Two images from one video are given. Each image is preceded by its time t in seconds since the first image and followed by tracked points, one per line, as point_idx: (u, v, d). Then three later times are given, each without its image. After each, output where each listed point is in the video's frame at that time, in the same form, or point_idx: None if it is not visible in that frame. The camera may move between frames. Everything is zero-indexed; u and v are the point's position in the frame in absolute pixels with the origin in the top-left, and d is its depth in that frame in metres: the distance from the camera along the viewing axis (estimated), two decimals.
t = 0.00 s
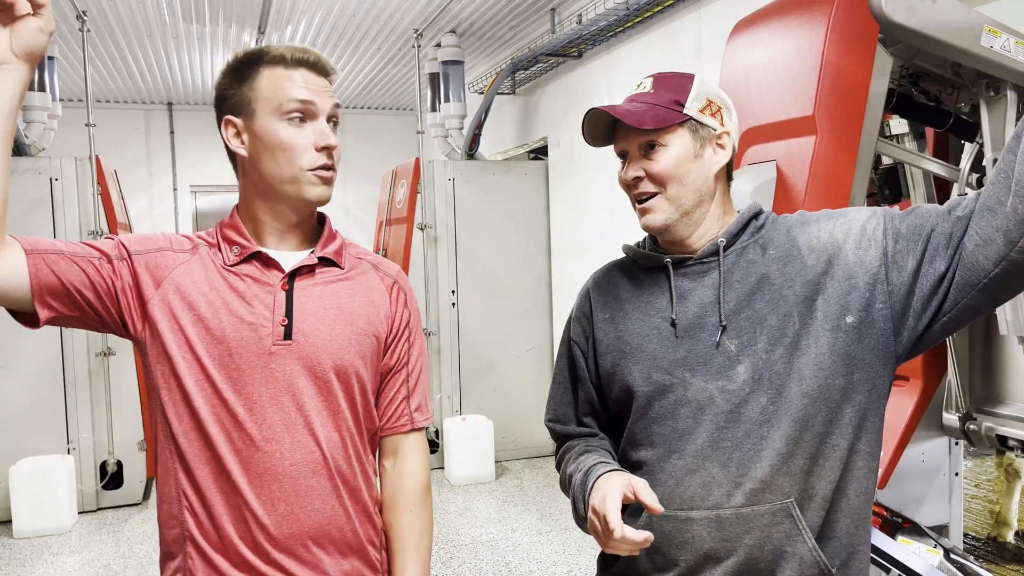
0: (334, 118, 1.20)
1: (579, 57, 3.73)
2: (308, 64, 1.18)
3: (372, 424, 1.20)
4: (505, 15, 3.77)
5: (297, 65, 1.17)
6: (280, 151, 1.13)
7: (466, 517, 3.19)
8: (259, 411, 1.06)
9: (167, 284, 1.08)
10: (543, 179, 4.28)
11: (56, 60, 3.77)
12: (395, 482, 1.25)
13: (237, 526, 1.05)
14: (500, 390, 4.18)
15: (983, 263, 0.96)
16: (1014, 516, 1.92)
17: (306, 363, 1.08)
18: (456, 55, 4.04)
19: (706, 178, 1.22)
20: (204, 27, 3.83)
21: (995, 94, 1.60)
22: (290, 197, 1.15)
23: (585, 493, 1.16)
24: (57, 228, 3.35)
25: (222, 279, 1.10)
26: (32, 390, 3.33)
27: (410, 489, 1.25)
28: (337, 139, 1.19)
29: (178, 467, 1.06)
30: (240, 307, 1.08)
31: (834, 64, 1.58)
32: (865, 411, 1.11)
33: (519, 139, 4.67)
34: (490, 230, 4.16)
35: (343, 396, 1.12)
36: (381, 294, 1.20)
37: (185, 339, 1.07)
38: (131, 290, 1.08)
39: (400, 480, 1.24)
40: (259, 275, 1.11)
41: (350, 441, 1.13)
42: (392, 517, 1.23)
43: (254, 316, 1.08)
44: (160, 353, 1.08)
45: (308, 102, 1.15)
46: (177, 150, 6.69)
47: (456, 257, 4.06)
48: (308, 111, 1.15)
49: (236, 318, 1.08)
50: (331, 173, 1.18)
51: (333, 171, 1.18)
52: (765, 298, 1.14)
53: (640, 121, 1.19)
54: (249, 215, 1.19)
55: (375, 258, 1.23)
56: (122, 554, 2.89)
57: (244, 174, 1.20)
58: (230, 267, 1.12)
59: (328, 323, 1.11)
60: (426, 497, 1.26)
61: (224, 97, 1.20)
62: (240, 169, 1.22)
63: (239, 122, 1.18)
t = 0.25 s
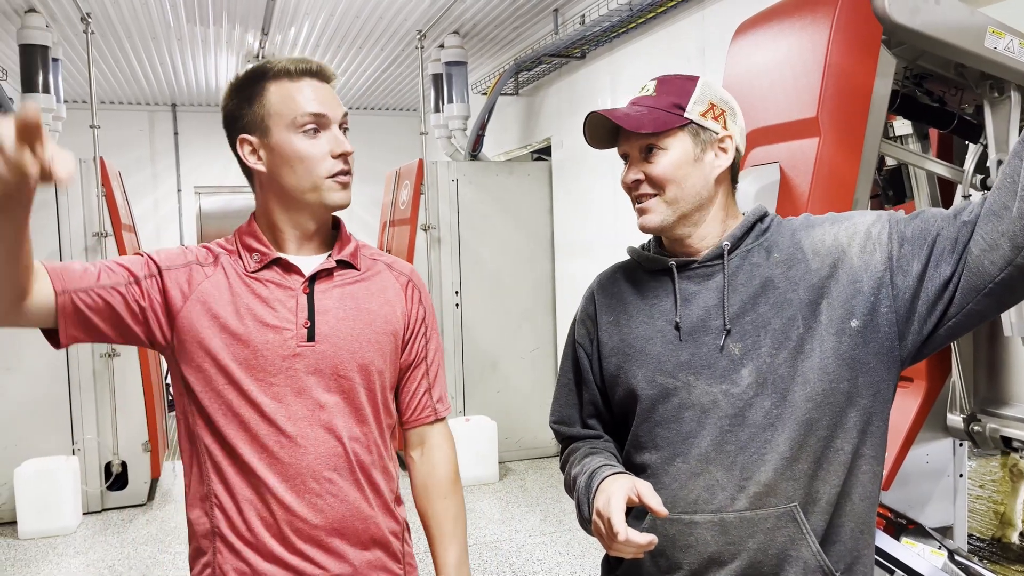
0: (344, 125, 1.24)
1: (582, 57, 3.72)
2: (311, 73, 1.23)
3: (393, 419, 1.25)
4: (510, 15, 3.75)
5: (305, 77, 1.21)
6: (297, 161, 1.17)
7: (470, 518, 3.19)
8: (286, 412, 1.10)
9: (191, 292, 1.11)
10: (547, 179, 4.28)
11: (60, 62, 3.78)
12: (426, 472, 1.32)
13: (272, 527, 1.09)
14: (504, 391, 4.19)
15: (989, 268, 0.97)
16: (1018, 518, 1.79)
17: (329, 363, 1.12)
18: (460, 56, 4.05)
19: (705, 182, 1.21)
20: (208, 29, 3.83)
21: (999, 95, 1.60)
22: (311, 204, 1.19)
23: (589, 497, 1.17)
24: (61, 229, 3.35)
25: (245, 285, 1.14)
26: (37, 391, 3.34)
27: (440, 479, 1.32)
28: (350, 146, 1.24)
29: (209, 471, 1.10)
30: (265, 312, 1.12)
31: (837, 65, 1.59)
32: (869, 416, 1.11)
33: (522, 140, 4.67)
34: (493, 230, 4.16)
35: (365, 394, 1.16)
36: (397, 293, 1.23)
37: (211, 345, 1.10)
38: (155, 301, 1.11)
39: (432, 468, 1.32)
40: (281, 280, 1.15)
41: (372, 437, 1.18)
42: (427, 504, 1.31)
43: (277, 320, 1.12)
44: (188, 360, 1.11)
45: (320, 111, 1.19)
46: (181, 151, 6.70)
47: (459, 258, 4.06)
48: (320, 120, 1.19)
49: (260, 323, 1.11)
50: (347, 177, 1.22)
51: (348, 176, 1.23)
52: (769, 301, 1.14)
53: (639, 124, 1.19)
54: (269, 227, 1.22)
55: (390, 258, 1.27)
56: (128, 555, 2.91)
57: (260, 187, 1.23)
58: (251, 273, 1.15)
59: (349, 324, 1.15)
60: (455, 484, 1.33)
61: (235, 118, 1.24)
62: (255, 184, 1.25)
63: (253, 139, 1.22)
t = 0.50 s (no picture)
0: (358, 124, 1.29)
1: (586, 59, 3.72)
2: (320, 78, 1.28)
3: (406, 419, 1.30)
4: (513, 17, 3.75)
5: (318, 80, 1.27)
6: (317, 156, 1.20)
7: (474, 520, 3.20)
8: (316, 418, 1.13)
9: (221, 300, 1.12)
10: (551, 181, 4.28)
11: (65, 65, 3.79)
12: (432, 471, 1.36)
13: (302, 527, 1.12)
14: (508, 392, 4.19)
15: (993, 276, 0.96)
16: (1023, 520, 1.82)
17: (355, 368, 1.16)
18: (464, 58, 4.05)
19: (697, 192, 1.21)
20: (212, 31, 3.83)
21: (1004, 98, 1.59)
22: (332, 199, 1.22)
23: (592, 501, 1.17)
24: (67, 232, 3.37)
25: (274, 292, 1.16)
26: (44, 393, 3.36)
27: (447, 477, 1.36)
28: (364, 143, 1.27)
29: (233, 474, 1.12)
30: (296, 321, 1.14)
31: (841, 68, 1.60)
32: (872, 421, 1.11)
33: (526, 141, 4.67)
34: (497, 232, 4.16)
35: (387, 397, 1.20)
36: (412, 298, 1.29)
37: (242, 355, 1.11)
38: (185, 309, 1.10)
39: (438, 466, 1.36)
40: (305, 286, 1.18)
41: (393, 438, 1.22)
42: (433, 500, 1.35)
43: (307, 327, 1.14)
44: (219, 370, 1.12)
45: (335, 109, 1.24)
46: (186, 152, 6.72)
47: (464, 260, 4.07)
48: (332, 116, 1.23)
49: (291, 331, 1.13)
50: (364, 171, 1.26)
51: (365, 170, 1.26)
52: (771, 307, 1.14)
53: (622, 139, 1.19)
54: (291, 230, 1.24)
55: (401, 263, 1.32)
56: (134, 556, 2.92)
57: (279, 188, 1.25)
58: (277, 281, 1.17)
59: (373, 329, 1.19)
60: (460, 483, 1.36)
61: (251, 132, 1.27)
62: (273, 190, 1.28)
63: (270, 145, 1.25)
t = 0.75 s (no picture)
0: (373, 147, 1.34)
1: (590, 61, 3.72)
2: (345, 95, 1.32)
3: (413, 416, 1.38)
4: (518, 20, 3.75)
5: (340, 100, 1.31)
6: (331, 180, 1.26)
7: (479, 522, 3.20)
8: (332, 424, 1.21)
9: (235, 317, 1.20)
10: (555, 183, 4.28)
11: (72, 68, 3.80)
12: (434, 466, 1.45)
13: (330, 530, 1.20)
14: (512, 394, 4.19)
15: (994, 283, 0.97)
16: None
17: (365, 372, 1.24)
18: (468, 61, 4.06)
19: (694, 197, 1.21)
20: (218, 34, 3.84)
21: (1009, 101, 1.59)
22: (340, 222, 1.29)
23: (594, 506, 1.16)
24: (73, 235, 3.38)
25: (283, 305, 1.24)
26: (49, 395, 3.37)
27: (447, 471, 1.45)
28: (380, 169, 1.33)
29: (258, 483, 1.20)
30: (306, 333, 1.23)
31: (844, 73, 1.61)
32: (872, 427, 1.11)
33: (530, 144, 4.67)
34: (501, 234, 4.16)
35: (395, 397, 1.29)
36: (413, 299, 1.39)
37: (258, 369, 1.19)
38: (200, 330, 1.19)
39: (439, 462, 1.45)
40: (313, 297, 1.27)
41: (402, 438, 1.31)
42: (439, 496, 1.44)
43: (318, 337, 1.23)
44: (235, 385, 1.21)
45: (354, 135, 1.29)
46: (191, 155, 6.74)
47: (468, 262, 4.07)
48: (353, 142, 1.28)
49: (303, 343, 1.22)
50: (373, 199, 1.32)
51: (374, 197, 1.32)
52: (771, 312, 1.15)
53: (617, 146, 1.19)
54: (295, 240, 1.32)
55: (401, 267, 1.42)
56: (139, 558, 2.93)
57: (289, 200, 1.32)
58: (284, 293, 1.25)
59: (381, 333, 1.28)
60: (460, 477, 1.46)
61: (268, 130, 1.31)
62: (280, 195, 1.34)
63: (285, 153, 1.30)
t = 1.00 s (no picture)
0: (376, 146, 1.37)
1: (595, 65, 3.72)
2: (338, 98, 1.35)
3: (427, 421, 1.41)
4: (523, 23, 3.74)
5: (338, 103, 1.34)
6: (337, 180, 1.29)
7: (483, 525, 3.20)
8: (341, 432, 1.24)
9: (251, 327, 1.24)
10: (559, 186, 4.28)
11: (78, 72, 3.81)
12: (450, 468, 1.47)
13: (340, 535, 1.24)
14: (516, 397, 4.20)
15: (990, 294, 0.97)
16: None
17: (376, 381, 1.27)
18: (473, 64, 4.07)
19: (699, 204, 1.21)
20: (223, 38, 3.84)
21: (1015, 105, 1.61)
22: (351, 220, 1.31)
23: (595, 509, 1.17)
24: (80, 238, 3.39)
25: (297, 316, 1.28)
26: (55, 398, 3.38)
27: (463, 474, 1.47)
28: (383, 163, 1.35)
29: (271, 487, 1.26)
30: (319, 344, 1.26)
31: (849, 77, 1.63)
32: (868, 434, 1.11)
33: (535, 146, 4.67)
34: (505, 236, 4.17)
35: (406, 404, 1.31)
36: (428, 307, 1.40)
37: (272, 378, 1.23)
38: (219, 336, 1.23)
39: (456, 464, 1.47)
40: (327, 307, 1.30)
41: (413, 443, 1.33)
42: (453, 496, 1.46)
43: (330, 348, 1.26)
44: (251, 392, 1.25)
45: (354, 133, 1.32)
46: (197, 158, 6.75)
47: (472, 265, 4.07)
48: (352, 139, 1.31)
49: (316, 353, 1.25)
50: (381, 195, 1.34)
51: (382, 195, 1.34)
52: (768, 318, 1.15)
53: (622, 157, 1.19)
54: (311, 249, 1.35)
55: (417, 273, 1.44)
56: (144, 561, 2.93)
57: (301, 209, 1.35)
58: (299, 303, 1.29)
59: (392, 343, 1.30)
60: (477, 479, 1.47)
61: (272, 145, 1.35)
62: (293, 206, 1.37)
63: (290, 165, 1.33)
